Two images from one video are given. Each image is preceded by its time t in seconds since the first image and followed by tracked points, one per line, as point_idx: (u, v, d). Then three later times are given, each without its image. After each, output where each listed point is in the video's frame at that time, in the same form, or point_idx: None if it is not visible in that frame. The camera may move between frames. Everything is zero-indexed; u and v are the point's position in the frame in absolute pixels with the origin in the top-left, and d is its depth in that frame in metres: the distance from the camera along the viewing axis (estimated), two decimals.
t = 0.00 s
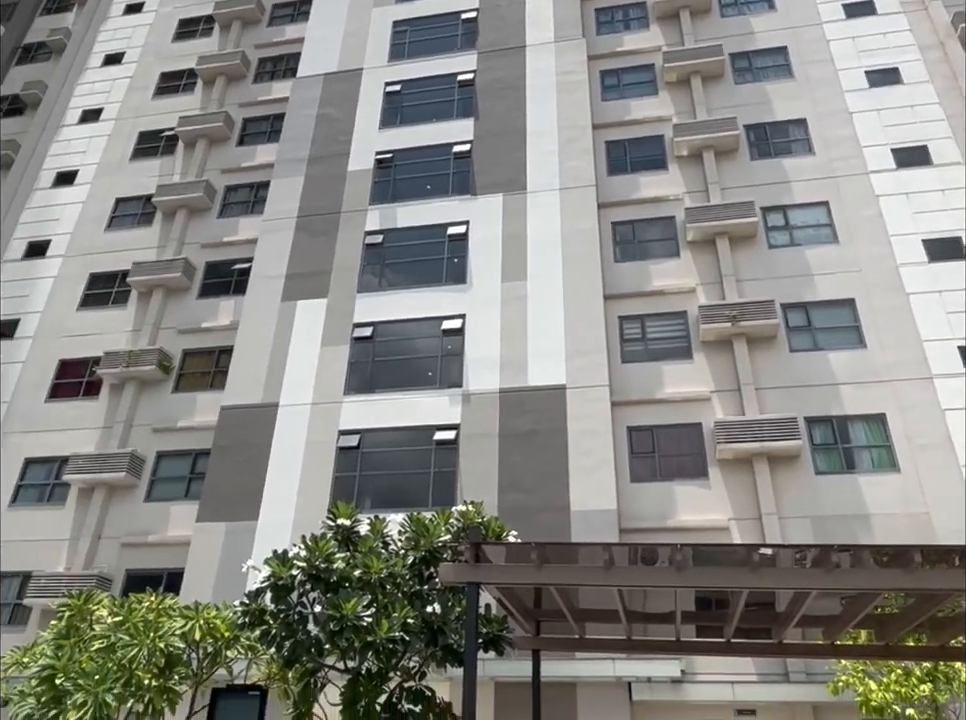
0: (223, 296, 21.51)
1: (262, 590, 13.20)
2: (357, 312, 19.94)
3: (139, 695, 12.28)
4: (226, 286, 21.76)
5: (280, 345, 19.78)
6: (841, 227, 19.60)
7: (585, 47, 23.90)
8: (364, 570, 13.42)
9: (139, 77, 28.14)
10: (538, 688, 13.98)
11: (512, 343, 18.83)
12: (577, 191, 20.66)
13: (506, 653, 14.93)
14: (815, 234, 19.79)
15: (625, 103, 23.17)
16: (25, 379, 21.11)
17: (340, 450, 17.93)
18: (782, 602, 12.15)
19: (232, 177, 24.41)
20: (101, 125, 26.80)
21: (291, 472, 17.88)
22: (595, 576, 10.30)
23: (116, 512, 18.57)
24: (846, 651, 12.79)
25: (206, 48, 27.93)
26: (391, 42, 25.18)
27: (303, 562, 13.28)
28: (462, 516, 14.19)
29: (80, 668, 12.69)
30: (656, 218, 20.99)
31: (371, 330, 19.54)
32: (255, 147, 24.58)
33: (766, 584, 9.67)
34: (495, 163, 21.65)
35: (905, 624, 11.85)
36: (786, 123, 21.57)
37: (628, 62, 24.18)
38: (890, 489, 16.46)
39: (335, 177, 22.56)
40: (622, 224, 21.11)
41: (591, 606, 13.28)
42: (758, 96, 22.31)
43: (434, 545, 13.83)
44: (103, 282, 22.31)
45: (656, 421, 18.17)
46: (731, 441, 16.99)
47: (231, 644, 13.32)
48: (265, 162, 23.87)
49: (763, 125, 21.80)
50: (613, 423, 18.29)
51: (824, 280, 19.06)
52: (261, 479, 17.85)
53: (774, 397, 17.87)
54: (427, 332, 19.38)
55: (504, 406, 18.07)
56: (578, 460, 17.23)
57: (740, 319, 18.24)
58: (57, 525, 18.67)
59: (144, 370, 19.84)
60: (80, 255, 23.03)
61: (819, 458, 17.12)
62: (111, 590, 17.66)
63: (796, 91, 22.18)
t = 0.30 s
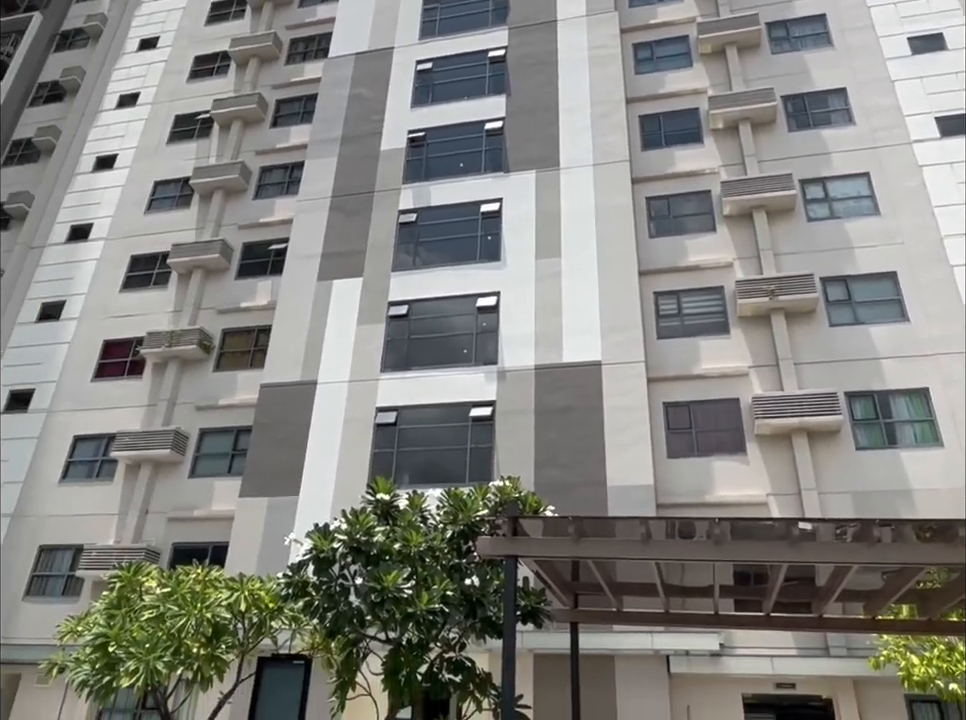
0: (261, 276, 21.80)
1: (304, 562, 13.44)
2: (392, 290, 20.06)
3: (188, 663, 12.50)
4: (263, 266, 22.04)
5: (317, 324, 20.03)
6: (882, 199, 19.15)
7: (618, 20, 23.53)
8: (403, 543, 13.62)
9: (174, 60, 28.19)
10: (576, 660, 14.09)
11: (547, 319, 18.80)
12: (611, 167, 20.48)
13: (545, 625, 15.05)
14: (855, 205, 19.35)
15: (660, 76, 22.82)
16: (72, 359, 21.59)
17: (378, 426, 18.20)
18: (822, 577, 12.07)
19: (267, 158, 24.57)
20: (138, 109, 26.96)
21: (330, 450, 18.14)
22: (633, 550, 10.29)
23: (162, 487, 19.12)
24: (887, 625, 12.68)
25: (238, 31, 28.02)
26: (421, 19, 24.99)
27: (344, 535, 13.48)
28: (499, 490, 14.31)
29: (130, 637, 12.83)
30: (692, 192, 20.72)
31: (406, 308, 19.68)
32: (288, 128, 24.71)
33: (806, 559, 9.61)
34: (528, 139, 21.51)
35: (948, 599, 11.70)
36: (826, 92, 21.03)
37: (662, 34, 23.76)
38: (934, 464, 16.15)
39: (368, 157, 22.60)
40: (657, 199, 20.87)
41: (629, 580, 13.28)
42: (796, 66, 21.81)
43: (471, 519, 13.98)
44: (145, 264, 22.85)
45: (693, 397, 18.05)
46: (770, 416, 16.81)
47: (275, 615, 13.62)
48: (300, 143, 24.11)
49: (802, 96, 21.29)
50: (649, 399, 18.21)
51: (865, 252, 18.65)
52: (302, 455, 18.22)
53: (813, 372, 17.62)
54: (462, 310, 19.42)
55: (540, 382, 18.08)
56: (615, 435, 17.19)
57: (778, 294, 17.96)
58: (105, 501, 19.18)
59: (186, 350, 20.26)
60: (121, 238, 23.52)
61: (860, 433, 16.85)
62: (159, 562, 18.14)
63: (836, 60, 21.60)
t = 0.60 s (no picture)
0: (296, 253, 22.02)
1: (344, 532, 13.69)
2: (426, 265, 20.12)
3: (233, 630, 12.78)
4: (298, 243, 22.23)
5: (352, 300, 20.19)
6: (926, 168, 18.62)
7: None
8: (440, 514, 13.80)
9: (208, 39, 28.32)
10: (613, 630, 14.14)
11: (581, 293, 18.73)
12: (646, 139, 20.18)
13: (581, 596, 15.16)
14: (897, 175, 18.85)
15: (695, 45, 22.37)
16: (115, 336, 22.08)
17: (414, 401, 18.37)
18: (861, 549, 11.94)
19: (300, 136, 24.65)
20: (173, 89, 27.08)
21: (367, 424, 18.33)
22: (669, 522, 10.19)
23: (205, 460, 19.56)
24: (929, 599, 12.48)
25: (270, 9, 28.00)
26: None
27: (382, 506, 13.76)
28: (535, 462, 14.41)
29: (177, 603, 13.17)
30: (728, 164, 20.38)
31: (440, 284, 19.72)
32: (321, 106, 24.74)
33: (845, 532, 9.45)
34: (560, 113, 21.30)
35: None
36: (866, 59, 20.45)
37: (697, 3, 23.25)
38: None
39: (399, 133, 22.57)
40: (692, 171, 20.56)
41: (666, 551, 13.24)
42: (836, 32, 21.23)
43: (508, 492, 14.06)
44: (183, 242, 23.22)
45: (730, 370, 17.88)
46: (808, 390, 16.60)
47: (316, 584, 13.90)
48: (332, 120, 24.10)
49: (842, 64, 20.75)
50: (685, 373, 18.07)
51: (907, 223, 18.22)
52: (339, 430, 18.44)
53: (852, 345, 17.33)
54: (496, 284, 19.42)
55: (575, 356, 18.05)
56: (650, 409, 17.10)
57: (817, 266, 17.65)
58: (150, 474, 19.68)
59: (224, 327, 20.59)
60: (160, 217, 23.89)
61: (901, 406, 16.56)
62: (203, 533, 18.62)
63: (877, 25, 20.96)
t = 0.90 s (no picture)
0: (330, 228, 22.16)
1: (382, 503, 13.90)
2: (459, 240, 20.12)
3: (275, 597, 13.01)
4: (333, 219, 22.36)
5: (386, 275, 20.30)
6: None
7: None
8: (476, 486, 13.93)
9: (241, 16, 28.42)
10: (648, 601, 14.12)
11: (616, 266, 18.61)
12: (681, 109, 19.86)
13: (616, 567, 15.25)
14: (941, 144, 18.34)
15: (732, 13, 21.87)
16: (155, 311, 22.44)
17: (448, 375, 18.49)
18: (900, 523, 11.74)
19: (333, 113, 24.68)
20: (208, 67, 27.29)
21: (402, 398, 18.50)
22: (704, 495, 9.73)
23: (245, 432, 19.92)
24: None
25: None
26: None
27: (419, 477, 13.97)
28: (569, 435, 14.48)
29: (221, 571, 13.45)
30: (765, 135, 19.95)
31: (474, 258, 19.74)
32: (353, 82, 24.63)
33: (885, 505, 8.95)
34: (593, 84, 21.05)
35: None
36: (910, 24, 19.84)
37: None
38: None
39: (432, 108, 22.48)
40: (728, 142, 20.19)
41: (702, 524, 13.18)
42: None
43: (543, 463, 14.17)
44: (220, 219, 23.45)
45: (766, 344, 17.66)
46: (847, 363, 16.34)
47: (355, 553, 14.12)
48: (365, 96, 24.01)
49: (884, 30, 20.14)
50: (721, 347, 17.89)
51: (950, 192, 17.76)
52: (375, 404, 18.62)
53: (893, 318, 16.99)
54: (529, 259, 19.41)
55: (609, 330, 18.00)
56: (685, 383, 16.98)
57: (857, 237, 17.30)
58: (191, 447, 20.07)
59: (261, 302, 20.86)
60: (197, 194, 24.16)
61: (943, 380, 16.24)
62: (244, 503, 18.99)
63: None
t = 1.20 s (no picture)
0: (365, 204, 22.26)
1: (418, 475, 14.07)
2: (493, 215, 20.09)
3: (315, 566, 13.28)
4: (367, 195, 22.44)
5: (421, 250, 20.37)
6: None
7: None
8: (511, 458, 14.04)
9: None
10: (683, 574, 14.12)
11: (651, 240, 18.43)
12: (718, 80, 19.47)
13: (651, 540, 15.30)
14: None
15: None
16: (194, 288, 22.79)
17: (483, 349, 18.55)
18: (942, 499, 11.50)
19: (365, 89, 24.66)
20: (242, 45, 27.40)
21: (437, 372, 18.65)
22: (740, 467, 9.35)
23: (283, 405, 20.27)
24: None
25: None
26: None
27: (454, 449, 14.08)
28: (604, 409, 14.47)
29: (262, 540, 13.72)
30: (804, 105, 19.48)
31: (508, 233, 19.71)
32: (385, 57, 24.52)
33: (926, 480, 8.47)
34: (628, 56, 20.75)
35: None
36: None
37: None
38: None
39: (464, 83, 22.36)
40: (765, 114, 19.76)
41: (738, 498, 13.07)
42: None
43: (578, 437, 14.19)
44: (256, 196, 23.68)
45: (804, 318, 17.39)
46: (888, 338, 16.03)
47: (392, 524, 14.32)
48: (398, 71, 23.89)
49: None
50: (758, 321, 17.68)
51: None
52: (411, 379, 18.76)
53: (935, 292, 16.61)
54: (563, 233, 19.32)
55: (644, 304, 17.87)
56: (721, 357, 16.81)
57: (899, 209, 16.89)
58: (231, 420, 20.47)
59: (297, 277, 21.10)
60: (233, 171, 24.39)
61: None
62: (284, 474, 19.38)
63: None
